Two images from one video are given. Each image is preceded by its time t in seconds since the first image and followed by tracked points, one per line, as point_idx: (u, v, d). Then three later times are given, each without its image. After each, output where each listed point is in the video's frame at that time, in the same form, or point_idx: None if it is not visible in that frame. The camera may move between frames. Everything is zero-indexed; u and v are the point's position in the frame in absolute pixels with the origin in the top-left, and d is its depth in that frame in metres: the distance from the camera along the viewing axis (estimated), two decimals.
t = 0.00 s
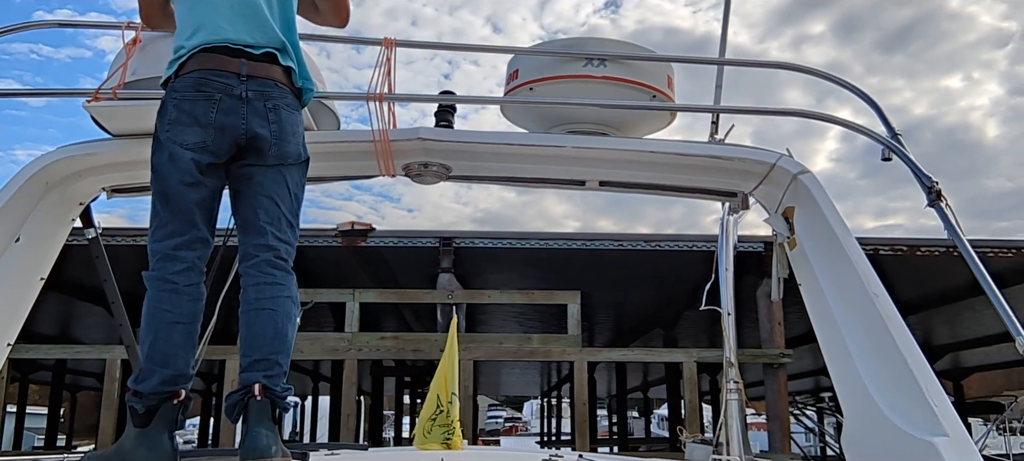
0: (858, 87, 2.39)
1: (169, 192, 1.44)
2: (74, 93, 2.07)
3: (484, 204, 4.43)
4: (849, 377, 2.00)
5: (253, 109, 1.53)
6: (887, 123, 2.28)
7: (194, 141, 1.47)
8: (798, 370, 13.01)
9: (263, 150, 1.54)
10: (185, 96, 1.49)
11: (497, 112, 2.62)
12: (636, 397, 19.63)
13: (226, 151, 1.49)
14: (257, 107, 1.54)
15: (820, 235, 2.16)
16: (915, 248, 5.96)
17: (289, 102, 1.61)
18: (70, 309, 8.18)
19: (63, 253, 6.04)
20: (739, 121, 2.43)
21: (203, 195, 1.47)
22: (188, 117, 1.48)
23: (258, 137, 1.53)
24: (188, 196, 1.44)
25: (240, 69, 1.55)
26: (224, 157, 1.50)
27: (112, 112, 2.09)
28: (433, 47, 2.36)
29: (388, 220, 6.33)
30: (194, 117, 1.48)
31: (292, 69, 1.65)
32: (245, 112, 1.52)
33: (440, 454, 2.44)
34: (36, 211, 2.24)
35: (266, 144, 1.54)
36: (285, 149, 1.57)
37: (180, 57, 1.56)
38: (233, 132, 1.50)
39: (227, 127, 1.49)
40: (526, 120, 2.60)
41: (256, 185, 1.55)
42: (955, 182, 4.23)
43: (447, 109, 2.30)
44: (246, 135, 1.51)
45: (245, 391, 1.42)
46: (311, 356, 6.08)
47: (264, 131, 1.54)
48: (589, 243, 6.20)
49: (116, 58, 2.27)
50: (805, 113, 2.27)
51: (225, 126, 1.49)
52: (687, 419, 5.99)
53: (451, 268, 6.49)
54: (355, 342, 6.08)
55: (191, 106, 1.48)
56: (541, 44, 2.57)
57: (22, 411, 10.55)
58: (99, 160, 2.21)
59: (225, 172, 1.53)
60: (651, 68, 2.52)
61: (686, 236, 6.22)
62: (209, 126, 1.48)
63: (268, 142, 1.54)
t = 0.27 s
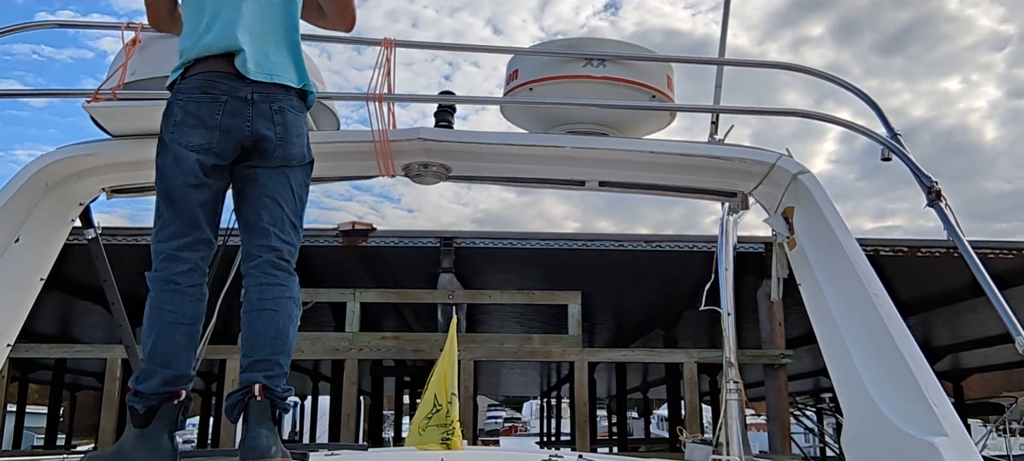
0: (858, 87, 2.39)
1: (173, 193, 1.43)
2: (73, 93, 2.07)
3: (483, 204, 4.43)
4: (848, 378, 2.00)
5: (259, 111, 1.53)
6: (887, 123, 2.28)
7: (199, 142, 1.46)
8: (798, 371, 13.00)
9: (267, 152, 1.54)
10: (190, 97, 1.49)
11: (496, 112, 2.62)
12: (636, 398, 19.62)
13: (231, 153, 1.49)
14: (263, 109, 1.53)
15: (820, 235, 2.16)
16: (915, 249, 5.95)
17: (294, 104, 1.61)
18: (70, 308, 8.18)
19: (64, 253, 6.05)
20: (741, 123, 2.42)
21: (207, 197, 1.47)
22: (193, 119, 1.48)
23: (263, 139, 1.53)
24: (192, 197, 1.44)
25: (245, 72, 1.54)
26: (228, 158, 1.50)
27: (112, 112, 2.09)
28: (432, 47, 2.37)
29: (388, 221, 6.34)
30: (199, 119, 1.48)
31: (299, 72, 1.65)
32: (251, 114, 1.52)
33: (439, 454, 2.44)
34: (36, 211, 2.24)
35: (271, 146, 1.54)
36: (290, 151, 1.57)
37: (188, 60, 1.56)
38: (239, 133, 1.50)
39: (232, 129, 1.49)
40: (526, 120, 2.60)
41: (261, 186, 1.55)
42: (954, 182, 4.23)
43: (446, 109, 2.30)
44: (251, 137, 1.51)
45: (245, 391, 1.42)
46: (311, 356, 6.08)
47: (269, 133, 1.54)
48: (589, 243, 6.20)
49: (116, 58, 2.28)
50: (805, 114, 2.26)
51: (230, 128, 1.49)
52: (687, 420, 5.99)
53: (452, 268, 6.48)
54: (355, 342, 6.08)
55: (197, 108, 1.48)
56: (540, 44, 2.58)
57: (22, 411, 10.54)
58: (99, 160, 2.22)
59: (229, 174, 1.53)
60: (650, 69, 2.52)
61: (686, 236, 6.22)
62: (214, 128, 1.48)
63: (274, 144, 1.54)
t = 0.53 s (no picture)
0: (857, 87, 2.40)
1: (174, 192, 1.43)
2: (73, 93, 2.07)
3: (483, 205, 4.43)
4: (848, 378, 2.00)
5: (260, 111, 1.53)
6: (887, 123, 2.29)
7: (201, 142, 1.46)
8: (797, 371, 13.01)
9: (270, 152, 1.55)
10: (193, 97, 1.49)
11: (496, 112, 2.62)
12: (635, 398, 19.62)
13: (233, 153, 1.49)
14: (266, 109, 1.54)
15: (820, 235, 2.17)
16: (913, 249, 5.96)
17: (297, 105, 1.61)
18: (69, 309, 8.17)
19: (63, 254, 6.03)
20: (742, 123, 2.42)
21: (209, 197, 1.47)
22: (195, 119, 1.48)
23: (266, 139, 1.53)
24: (194, 197, 1.44)
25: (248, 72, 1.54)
26: (231, 158, 1.50)
27: (111, 112, 2.08)
28: (433, 47, 2.37)
29: (388, 221, 6.34)
30: (202, 118, 1.48)
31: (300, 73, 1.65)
32: (253, 114, 1.52)
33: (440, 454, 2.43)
34: (36, 211, 2.24)
35: (273, 146, 1.54)
36: (292, 151, 1.58)
37: (191, 64, 1.53)
38: (241, 133, 1.50)
39: (235, 129, 1.49)
40: (526, 120, 2.60)
41: (262, 187, 1.55)
42: (954, 182, 4.24)
43: (446, 109, 2.30)
44: (255, 137, 1.52)
45: (245, 391, 1.42)
46: (310, 357, 6.07)
47: (272, 134, 1.54)
48: (588, 244, 6.20)
49: (117, 58, 2.28)
50: (805, 114, 2.27)
51: (234, 128, 1.49)
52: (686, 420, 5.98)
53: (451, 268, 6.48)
54: (354, 342, 6.07)
55: (199, 108, 1.48)
56: (540, 44, 2.58)
57: (20, 411, 10.52)
58: (99, 160, 2.21)
59: (230, 174, 1.53)
60: (650, 69, 2.52)
61: (685, 237, 6.22)
62: (217, 128, 1.48)
63: (277, 144, 1.55)
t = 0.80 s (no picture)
0: (857, 88, 2.40)
1: (172, 193, 1.43)
2: (74, 93, 2.08)
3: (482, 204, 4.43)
4: (848, 378, 2.00)
5: (259, 111, 1.54)
6: (887, 124, 2.28)
7: (199, 142, 1.47)
8: (798, 371, 13.00)
9: (268, 152, 1.55)
10: (191, 97, 1.49)
11: (496, 113, 2.62)
12: (636, 397, 19.62)
13: (231, 153, 1.50)
14: (264, 110, 1.54)
15: (820, 236, 2.16)
16: (914, 249, 5.95)
17: (295, 105, 1.61)
18: (70, 308, 8.18)
19: (64, 252, 6.04)
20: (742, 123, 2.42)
21: (207, 197, 1.47)
22: (194, 119, 1.48)
23: (264, 140, 1.54)
24: (192, 197, 1.44)
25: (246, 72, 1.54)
26: (229, 159, 1.50)
27: (111, 112, 2.09)
28: (432, 47, 2.37)
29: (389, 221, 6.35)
30: (200, 119, 1.48)
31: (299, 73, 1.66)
32: (252, 114, 1.53)
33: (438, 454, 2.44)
34: (36, 212, 2.24)
35: (272, 147, 1.55)
36: (290, 152, 1.58)
37: (190, 63, 1.53)
38: (240, 133, 1.50)
39: (234, 129, 1.50)
40: (525, 121, 2.60)
41: (261, 187, 1.55)
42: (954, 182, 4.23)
43: (446, 109, 2.30)
44: (252, 138, 1.52)
45: (245, 391, 1.43)
46: (311, 356, 6.08)
47: (271, 134, 1.55)
48: (589, 243, 6.20)
49: (116, 58, 2.29)
50: (804, 114, 2.27)
51: (232, 129, 1.50)
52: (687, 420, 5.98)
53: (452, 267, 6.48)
54: (355, 341, 6.08)
55: (198, 108, 1.49)
56: (540, 44, 2.57)
57: (22, 410, 10.53)
58: (98, 160, 2.22)
59: (228, 174, 1.54)
60: (649, 69, 2.52)
61: (686, 236, 6.22)
62: (215, 128, 1.48)
63: (275, 144, 1.55)
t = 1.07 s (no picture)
0: (855, 87, 2.40)
1: (172, 193, 1.43)
2: (73, 93, 2.08)
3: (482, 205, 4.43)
4: (848, 379, 2.00)
5: (259, 112, 1.54)
6: (886, 123, 2.29)
7: (199, 143, 1.46)
8: (798, 371, 13.01)
9: (267, 153, 1.55)
10: (192, 98, 1.49)
11: (496, 113, 2.62)
12: (636, 398, 19.62)
13: (231, 154, 1.50)
14: (264, 110, 1.54)
15: (820, 235, 2.16)
16: (914, 249, 5.95)
17: (293, 105, 1.61)
18: (69, 310, 8.17)
19: (63, 254, 6.03)
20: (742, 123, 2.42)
21: (207, 198, 1.47)
22: (194, 119, 1.48)
23: (263, 140, 1.53)
24: (191, 198, 1.44)
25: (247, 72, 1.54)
26: (228, 159, 1.50)
27: (111, 113, 2.09)
28: (432, 48, 2.37)
29: (388, 222, 6.35)
30: (200, 120, 1.48)
31: (296, 71, 1.66)
32: (252, 115, 1.53)
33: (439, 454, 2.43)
34: (36, 212, 2.24)
35: (271, 147, 1.55)
36: (290, 152, 1.58)
37: (187, 64, 1.53)
38: (240, 134, 1.50)
39: (234, 130, 1.50)
40: (525, 121, 2.60)
41: (261, 187, 1.55)
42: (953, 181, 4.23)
43: (446, 109, 2.30)
44: (252, 138, 1.52)
45: (245, 391, 1.43)
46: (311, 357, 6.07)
47: (270, 134, 1.54)
48: (588, 244, 6.20)
49: (116, 59, 2.29)
50: (804, 114, 2.27)
51: (231, 129, 1.49)
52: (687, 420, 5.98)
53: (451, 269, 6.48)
54: (355, 343, 6.07)
55: (198, 108, 1.48)
56: (539, 45, 2.58)
57: (21, 413, 10.51)
58: (98, 160, 2.22)
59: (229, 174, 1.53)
60: (649, 69, 2.53)
61: (685, 237, 6.22)
62: (215, 129, 1.48)
63: (275, 145, 1.55)
